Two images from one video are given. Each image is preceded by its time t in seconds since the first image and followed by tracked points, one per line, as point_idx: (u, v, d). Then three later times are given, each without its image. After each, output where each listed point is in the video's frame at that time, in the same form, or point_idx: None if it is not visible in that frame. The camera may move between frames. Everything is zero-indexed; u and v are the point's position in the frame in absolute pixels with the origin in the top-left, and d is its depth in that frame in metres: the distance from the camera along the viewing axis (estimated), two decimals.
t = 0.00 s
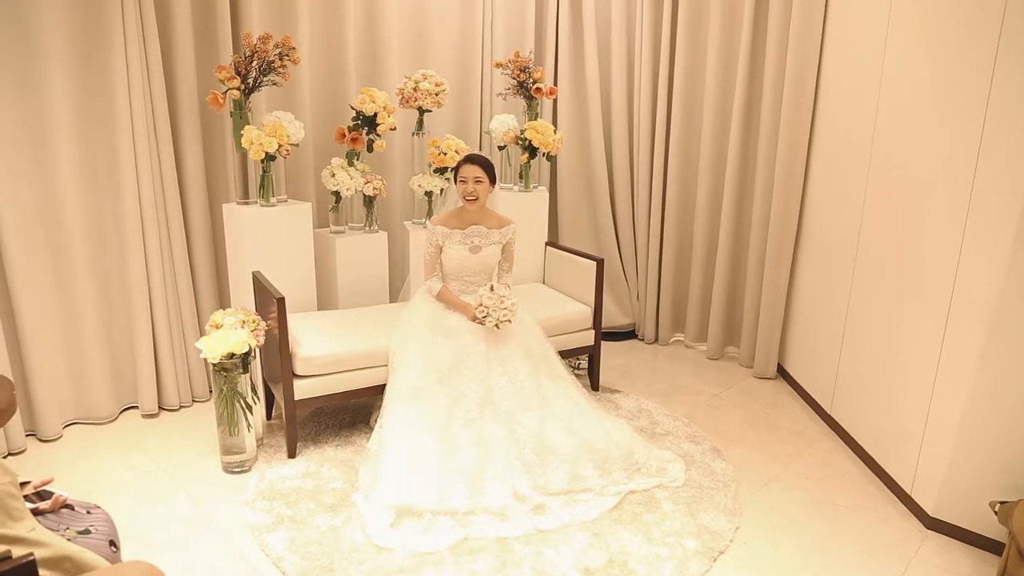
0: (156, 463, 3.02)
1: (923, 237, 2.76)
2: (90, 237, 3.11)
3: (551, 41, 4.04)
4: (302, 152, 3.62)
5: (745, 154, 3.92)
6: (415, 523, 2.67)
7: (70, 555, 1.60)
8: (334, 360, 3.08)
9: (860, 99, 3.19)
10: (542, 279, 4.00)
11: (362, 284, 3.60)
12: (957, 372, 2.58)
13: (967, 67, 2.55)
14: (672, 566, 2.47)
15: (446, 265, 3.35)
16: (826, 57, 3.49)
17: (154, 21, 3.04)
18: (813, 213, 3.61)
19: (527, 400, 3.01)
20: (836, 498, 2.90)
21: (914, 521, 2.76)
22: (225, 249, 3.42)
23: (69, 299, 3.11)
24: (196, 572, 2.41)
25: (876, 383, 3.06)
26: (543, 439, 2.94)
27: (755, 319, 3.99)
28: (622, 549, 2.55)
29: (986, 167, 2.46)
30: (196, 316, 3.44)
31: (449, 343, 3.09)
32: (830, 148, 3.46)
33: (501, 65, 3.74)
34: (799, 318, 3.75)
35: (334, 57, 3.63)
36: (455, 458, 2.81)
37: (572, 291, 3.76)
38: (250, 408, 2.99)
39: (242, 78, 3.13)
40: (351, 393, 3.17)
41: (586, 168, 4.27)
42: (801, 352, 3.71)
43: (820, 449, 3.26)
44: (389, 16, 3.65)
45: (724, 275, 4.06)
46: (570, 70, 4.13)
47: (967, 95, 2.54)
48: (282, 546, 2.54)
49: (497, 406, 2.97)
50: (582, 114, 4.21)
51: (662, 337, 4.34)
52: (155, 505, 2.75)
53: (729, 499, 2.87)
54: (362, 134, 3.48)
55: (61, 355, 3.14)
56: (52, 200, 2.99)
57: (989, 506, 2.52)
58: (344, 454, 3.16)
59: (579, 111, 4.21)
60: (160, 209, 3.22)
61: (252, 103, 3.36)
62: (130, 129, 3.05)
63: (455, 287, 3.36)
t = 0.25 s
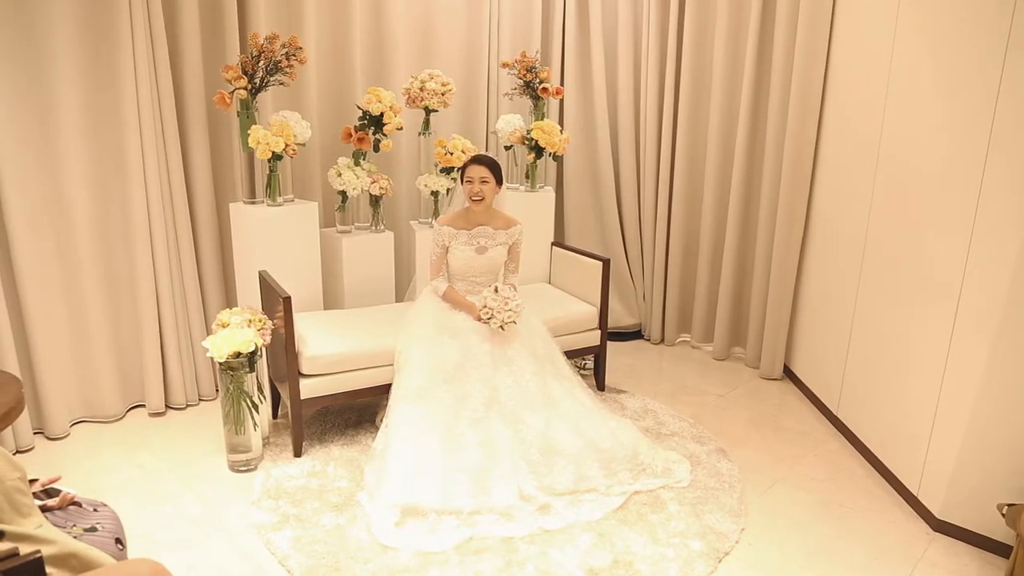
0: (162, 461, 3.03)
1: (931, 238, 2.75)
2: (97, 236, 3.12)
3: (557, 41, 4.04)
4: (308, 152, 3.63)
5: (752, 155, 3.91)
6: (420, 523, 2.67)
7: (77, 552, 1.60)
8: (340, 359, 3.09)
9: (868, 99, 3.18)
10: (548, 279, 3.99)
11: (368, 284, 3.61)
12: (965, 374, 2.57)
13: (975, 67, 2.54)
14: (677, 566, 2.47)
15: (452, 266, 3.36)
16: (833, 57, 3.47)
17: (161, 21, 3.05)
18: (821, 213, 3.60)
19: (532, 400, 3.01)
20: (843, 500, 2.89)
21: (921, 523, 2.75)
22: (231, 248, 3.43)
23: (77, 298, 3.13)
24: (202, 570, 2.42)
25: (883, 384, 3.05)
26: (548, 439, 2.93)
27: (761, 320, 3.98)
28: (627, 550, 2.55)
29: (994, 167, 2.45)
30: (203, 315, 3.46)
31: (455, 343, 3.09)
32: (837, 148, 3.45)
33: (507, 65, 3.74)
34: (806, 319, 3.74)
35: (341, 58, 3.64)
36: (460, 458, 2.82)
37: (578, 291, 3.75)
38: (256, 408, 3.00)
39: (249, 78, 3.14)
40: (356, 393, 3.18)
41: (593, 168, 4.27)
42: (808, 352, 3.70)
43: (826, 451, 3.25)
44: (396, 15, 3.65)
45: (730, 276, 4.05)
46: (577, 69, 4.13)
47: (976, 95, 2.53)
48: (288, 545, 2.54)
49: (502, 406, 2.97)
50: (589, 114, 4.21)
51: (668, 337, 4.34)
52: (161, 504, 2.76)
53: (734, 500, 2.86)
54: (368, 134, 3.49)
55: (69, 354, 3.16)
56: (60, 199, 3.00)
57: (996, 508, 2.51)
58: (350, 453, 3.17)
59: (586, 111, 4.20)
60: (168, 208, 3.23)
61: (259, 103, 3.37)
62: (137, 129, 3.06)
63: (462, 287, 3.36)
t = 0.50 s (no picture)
0: (168, 460, 3.04)
1: (938, 238, 2.73)
2: (104, 235, 3.14)
3: (564, 41, 4.04)
4: (314, 151, 3.63)
5: (759, 155, 3.90)
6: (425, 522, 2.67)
7: (83, 549, 1.61)
8: (345, 358, 3.09)
9: (875, 99, 3.17)
10: (553, 279, 3.99)
11: (373, 283, 3.61)
12: (972, 375, 2.55)
13: (984, 67, 2.52)
14: (681, 567, 2.47)
15: (456, 266, 3.37)
16: (840, 57, 3.46)
17: (169, 21, 3.06)
18: (827, 214, 3.59)
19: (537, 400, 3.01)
20: (849, 501, 2.88)
21: (927, 525, 2.74)
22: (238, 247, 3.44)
23: (84, 297, 3.14)
24: (208, 568, 2.43)
25: (890, 385, 3.04)
26: (553, 439, 2.93)
27: (768, 321, 3.97)
28: (632, 550, 2.55)
29: (1002, 168, 2.43)
30: (209, 314, 3.47)
31: (460, 343, 3.09)
32: (844, 148, 3.44)
33: (513, 65, 3.74)
34: (812, 320, 3.73)
35: (347, 58, 3.64)
36: (465, 457, 2.82)
37: (584, 291, 3.75)
38: (262, 407, 3.01)
39: (255, 78, 3.14)
40: (362, 392, 3.19)
41: (599, 168, 4.27)
42: (814, 353, 3.69)
43: (832, 452, 3.24)
44: (402, 15, 3.66)
45: (736, 276, 4.04)
46: (583, 69, 4.12)
47: (984, 95, 2.52)
48: (293, 544, 2.55)
49: (507, 406, 2.97)
50: (595, 114, 4.20)
51: (674, 337, 4.33)
52: (167, 502, 2.77)
53: (740, 501, 2.85)
54: (374, 133, 3.49)
55: (76, 352, 3.17)
56: (67, 198, 3.02)
57: (1004, 510, 2.50)
58: (355, 452, 3.17)
59: (592, 111, 4.20)
60: (174, 207, 3.24)
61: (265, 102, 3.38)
62: (144, 128, 3.07)
63: (467, 287, 3.36)
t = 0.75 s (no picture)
0: (174, 458, 3.05)
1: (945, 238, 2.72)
2: (111, 234, 3.15)
3: (569, 41, 4.04)
4: (320, 151, 3.64)
5: (765, 155, 3.90)
6: (429, 521, 2.67)
7: (86, 544, 1.62)
8: (351, 358, 3.10)
9: (881, 99, 3.16)
10: (558, 278, 3.99)
11: (379, 283, 3.62)
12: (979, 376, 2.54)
13: (991, 66, 2.51)
14: (685, 567, 2.46)
15: (461, 266, 3.37)
16: (847, 57, 3.45)
17: (175, 21, 3.07)
18: (833, 214, 3.58)
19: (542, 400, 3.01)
20: (854, 502, 2.88)
21: (933, 527, 2.73)
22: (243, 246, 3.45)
23: (90, 295, 3.16)
24: (213, 566, 2.44)
25: (895, 386, 3.03)
26: (557, 439, 2.94)
27: (773, 321, 3.96)
28: (636, 550, 2.54)
29: (1009, 168, 2.42)
30: (215, 313, 3.48)
31: (464, 342, 3.10)
32: (850, 148, 3.43)
33: (518, 65, 3.74)
34: (818, 320, 3.72)
35: (353, 57, 3.65)
36: (469, 457, 2.82)
37: (589, 291, 3.75)
38: (267, 405, 3.01)
39: (261, 78, 3.15)
40: (367, 391, 3.19)
41: (604, 168, 4.26)
42: (820, 354, 3.68)
43: (838, 453, 3.23)
44: (407, 15, 3.66)
45: (742, 276, 4.03)
46: (589, 69, 4.12)
47: (991, 94, 2.50)
48: (297, 543, 2.55)
49: (512, 406, 2.97)
50: (600, 114, 4.20)
51: (679, 338, 4.32)
52: (172, 500, 2.78)
53: (744, 502, 2.85)
54: (379, 133, 3.50)
55: (82, 351, 3.19)
56: (74, 197, 3.03)
57: (1010, 512, 2.49)
58: (360, 451, 3.18)
59: (597, 111, 4.20)
60: (181, 206, 3.25)
61: (271, 102, 3.39)
62: (151, 128, 3.08)
63: (471, 287, 3.36)
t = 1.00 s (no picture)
0: (179, 457, 3.06)
1: (950, 238, 2.71)
2: (116, 234, 3.16)
3: (574, 41, 4.04)
4: (325, 151, 3.65)
5: (770, 154, 3.89)
6: (432, 521, 2.67)
7: (90, 543, 1.63)
8: (355, 357, 3.10)
9: (887, 99, 3.15)
10: (563, 278, 3.99)
11: (383, 282, 3.62)
12: (984, 377, 2.53)
13: (997, 66, 2.50)
14: (689, 568, 2.46)
15: (465, 266, 3.37)
16: (852, 56, 3.44)
17: (180, 21, 3.08)
18: (838, 214, 3.56)
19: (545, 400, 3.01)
20: (858, 504, 2.87)
21: (938, 528, 2.72)
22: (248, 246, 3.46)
23: (95, 294, 3.17)
24: (217, 565, 2.44)
25: (901, 387, 3.02)
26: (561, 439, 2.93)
27: (778, 322, 3.95)
28: (639, 551, 2.54)
29: (1015, 169, 2.41)
30: (220, 312, 3.49)
31: (468, 342, 3.10)
32: (855, 148, 3.42)
33: (523, 64, 3.74)
34: (823, 321, 3.71)
35: (358, 57, 3.66)
36: (472, 457, 2.82)
37: (593, 291, 3.75)
38: (271, 405, 3.02)
39: (266, 78, 3.16)
40: (370, 390, 3.19)
41: (609, 168, 4.26)
42: (825, 354, 3.67)
43: (842, 454, 3.23)
44: (412, 15, 3.67)
45: (747, 276, 4.02)
46: (594, 68, 4.12)
47: (997, 94, 2.49)
48: (301, 542, 2.56)
49: (515, 406, 2.97)
50: (605, 114, 4.20)
51: (684, 338, 4.32)
52: (176, 498, 2.79)
53: (748, 503, 2.84)
54: (384, 133, 3.50)
55: (87, 349, 3.20)
56: (79, 196, 3.04)
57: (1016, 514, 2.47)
58: (363, 451, 3.18)
59: (602, 110, 4.19)
60: (186, 206, 3.26)
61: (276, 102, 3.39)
62: (156, 128, 3.09)
63: (475, 287, 3.36)
